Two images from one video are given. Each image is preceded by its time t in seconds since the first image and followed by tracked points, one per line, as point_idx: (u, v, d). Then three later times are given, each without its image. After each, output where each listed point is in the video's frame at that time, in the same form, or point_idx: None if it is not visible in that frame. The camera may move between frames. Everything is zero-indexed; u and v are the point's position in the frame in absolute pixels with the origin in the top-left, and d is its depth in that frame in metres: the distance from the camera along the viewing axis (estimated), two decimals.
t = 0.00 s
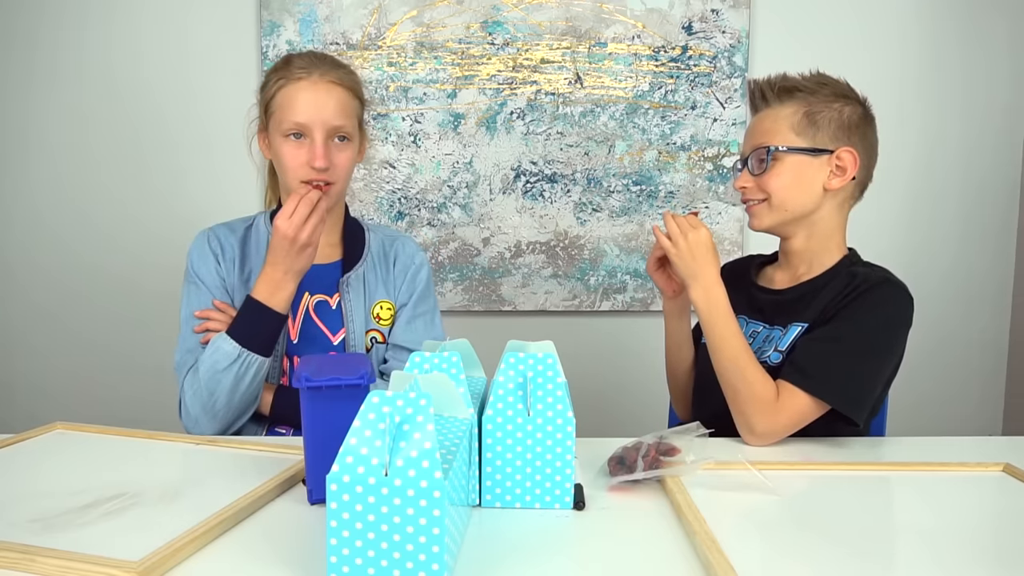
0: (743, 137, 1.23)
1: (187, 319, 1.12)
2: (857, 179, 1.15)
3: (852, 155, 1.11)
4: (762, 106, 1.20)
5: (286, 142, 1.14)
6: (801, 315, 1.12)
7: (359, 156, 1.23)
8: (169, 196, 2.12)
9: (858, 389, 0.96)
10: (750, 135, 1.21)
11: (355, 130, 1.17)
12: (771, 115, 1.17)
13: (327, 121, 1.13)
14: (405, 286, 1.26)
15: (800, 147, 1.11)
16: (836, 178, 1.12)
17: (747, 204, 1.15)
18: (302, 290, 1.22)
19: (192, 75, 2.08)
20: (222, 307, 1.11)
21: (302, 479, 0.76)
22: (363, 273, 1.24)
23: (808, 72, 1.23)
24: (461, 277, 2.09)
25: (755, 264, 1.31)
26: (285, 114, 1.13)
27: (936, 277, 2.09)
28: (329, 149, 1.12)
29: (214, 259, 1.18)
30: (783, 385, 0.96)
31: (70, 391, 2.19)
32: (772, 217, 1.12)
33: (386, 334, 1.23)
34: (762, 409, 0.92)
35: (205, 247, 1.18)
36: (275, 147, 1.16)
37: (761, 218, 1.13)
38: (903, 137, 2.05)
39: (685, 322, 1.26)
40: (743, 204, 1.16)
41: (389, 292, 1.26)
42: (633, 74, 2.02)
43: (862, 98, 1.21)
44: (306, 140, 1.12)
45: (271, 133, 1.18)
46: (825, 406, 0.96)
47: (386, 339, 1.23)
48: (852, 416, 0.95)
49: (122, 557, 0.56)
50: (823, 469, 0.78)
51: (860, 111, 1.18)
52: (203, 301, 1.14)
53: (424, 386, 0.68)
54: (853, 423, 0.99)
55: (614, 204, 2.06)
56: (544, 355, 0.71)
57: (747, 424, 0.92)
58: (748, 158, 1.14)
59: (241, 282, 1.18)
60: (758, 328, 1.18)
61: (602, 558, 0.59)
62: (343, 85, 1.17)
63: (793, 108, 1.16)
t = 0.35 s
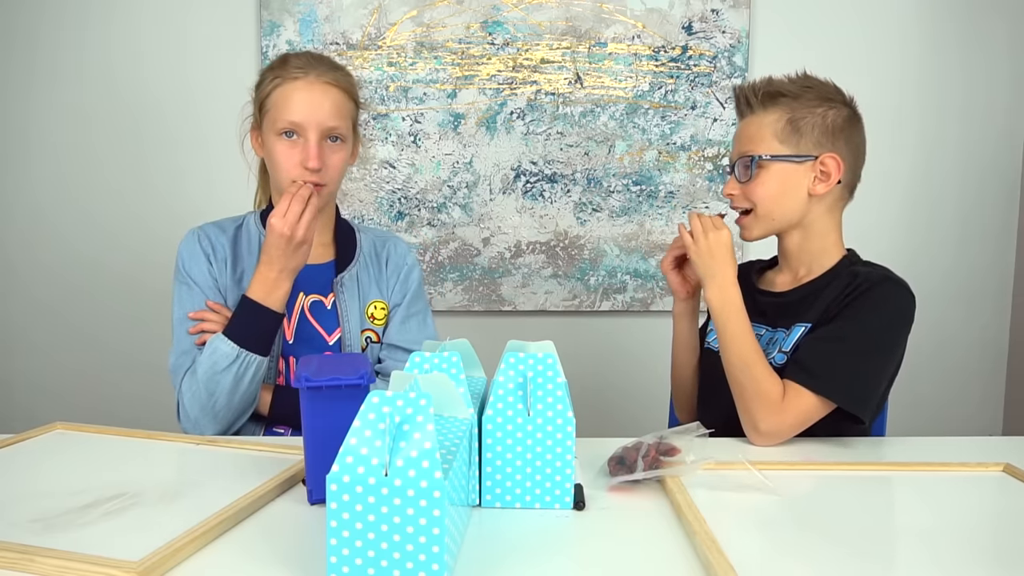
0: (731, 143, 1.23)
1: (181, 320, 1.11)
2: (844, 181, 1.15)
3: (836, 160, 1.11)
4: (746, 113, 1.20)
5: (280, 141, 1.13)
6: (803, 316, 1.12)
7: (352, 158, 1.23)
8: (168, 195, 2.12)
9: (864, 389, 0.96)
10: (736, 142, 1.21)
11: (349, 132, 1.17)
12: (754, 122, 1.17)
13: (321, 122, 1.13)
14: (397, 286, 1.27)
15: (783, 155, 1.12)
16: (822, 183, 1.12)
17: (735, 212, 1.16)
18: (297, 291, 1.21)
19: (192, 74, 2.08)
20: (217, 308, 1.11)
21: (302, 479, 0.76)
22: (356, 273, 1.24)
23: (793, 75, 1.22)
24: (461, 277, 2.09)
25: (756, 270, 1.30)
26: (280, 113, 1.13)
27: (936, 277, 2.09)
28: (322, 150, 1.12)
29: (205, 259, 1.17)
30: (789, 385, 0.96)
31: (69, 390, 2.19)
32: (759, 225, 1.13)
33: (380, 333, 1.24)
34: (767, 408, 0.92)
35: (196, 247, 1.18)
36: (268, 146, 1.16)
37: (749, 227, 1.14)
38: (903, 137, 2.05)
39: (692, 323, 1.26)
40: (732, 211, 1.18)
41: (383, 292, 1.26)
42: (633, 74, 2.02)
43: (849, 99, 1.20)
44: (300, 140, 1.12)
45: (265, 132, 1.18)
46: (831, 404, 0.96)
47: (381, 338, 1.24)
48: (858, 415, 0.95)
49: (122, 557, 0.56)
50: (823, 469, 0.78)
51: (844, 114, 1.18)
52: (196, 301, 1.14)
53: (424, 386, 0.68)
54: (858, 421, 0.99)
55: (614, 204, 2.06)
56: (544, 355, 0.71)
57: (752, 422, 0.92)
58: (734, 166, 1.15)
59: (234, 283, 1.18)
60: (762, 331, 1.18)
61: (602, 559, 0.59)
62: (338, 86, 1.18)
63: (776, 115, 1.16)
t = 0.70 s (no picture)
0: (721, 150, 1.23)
1: (180, 320, 1.11)
2: (834, 181, 1.14)
3: (823, 161, 1.10)
4: (733, 120, 1.20)
5: (277, 139, 1.13)
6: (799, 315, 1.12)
7: (350, 156, 1.23)
8: (168, 195, 2.12)
9: (858, 380, 0.95)
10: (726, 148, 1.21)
11: (345, 128, 1.17)
12: (741, 129, 1.17)
13: (318, 119, 1.13)
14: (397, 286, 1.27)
15: (770, 159, 1.12)
16: (811, 184, 1.11)
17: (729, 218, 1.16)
18: (295, 291, 1.21)
19: (191, 74, 2.08)
20: (216, 307, 1.11)
21: (302, 479, 0.76)
22: (355, 274, 1.24)
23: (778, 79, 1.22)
24: (461, 277, 2.09)
25: (754, 272, 1.31)
26: (275, 110, 1.13)
27: (936, 277, 2.09)
28: (320, 147, 1.12)
29: (204, 259, 1.17)
30: (787, 384, 0.95)
31: (70, 390, 2.19)
32: (755, 231, 1.13)
33: (379, 334, 1.24)
34: (765, 408, 0.92)
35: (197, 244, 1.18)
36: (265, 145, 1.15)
37: (746, 234, 1.14)
38: (902, 137, 2.05)
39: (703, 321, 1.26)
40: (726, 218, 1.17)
41: (382, 293, 1.26)
42: (633, 74, 2.02)
43: (835, 99, 1.20)
44: (297, 137, 1.12)
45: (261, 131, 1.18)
46: (829, 401, 0.96)
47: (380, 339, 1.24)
48: (853, 406, 0.94)
49: (122, 557, 0.56)
50: (823, 469, 0.78)
51: (830, 114, 1.18)
52: (195, 302, 1.14)
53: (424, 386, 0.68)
54: (852, 415, 0.98)
55: (614, 204, 2.06)
56: (544, 355, 0.71)
57: (750, 421, 0.92)
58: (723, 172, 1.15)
59: (233, 282, 1.18)
60: (761, 331, 1.18)
61: (601, 559, 0.58)
62: (333, 84, 1.18)
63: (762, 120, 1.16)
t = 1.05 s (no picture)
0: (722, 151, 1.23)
1: (184, 318, 1.11)
2: (836, 180, 1.14)
3: (824, 162, 1.10)
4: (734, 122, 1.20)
5: (275, 138, 1.13)
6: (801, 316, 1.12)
7: (350, 149, 1.23)
8: (168, 195, 2.12)
9: (857, 379, 0.95)
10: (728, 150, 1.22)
11: (342, 120, 1.17)
12: (742, 130, 1.17)
13: (316, 114, 1.13)
14: (400, 288, 1.27)
15: (772, 160, 1.12)
16: (813, 184, 1.11)
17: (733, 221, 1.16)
18: (298, 291, 1.21)
19: (191, 74, 2.08)
20: (219, 303, 1.12)
21: (302, 479, 0.76)
22: (357, 275, 1.24)
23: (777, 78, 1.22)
24: (461, 277, 2.09)
25: (757, 272, 1.31)
26: (272, 109, 1.13)
27: (936, 277, 2.09)
28: (320, 142, 1.13)
29: (208, 257, 1.17)
30: (787, 384, 0.95)
31: (70, 390, 2.19)
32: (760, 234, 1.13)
33: (381, 336, 1.24)
34: (764, 409, 0.91)
35: (200, 243, 1.18)
36: (263, 145, 1.16)
37: (751, 238, 1.14)
38: (902, 137, 2.05)
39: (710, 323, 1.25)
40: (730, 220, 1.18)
41: (385, 294, 1.26)
42: (633, 74, 2.02)
43: (836, 97, 1.20)
44: (296, 134, 1.12)
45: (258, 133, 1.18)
46: (828, 401, 0.95)
47: (382, 341, 1.24)
48: (852, 406, 0.94)
49: (122, 557, 0.56)
50: (823, 469, 0.78)
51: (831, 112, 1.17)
52: (200, 299, 1.13)
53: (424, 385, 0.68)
54: (852, 415, 0.98)
55: (614, 204, 2.06)
56: (544, 355, 0.71)
57: (749, 422, 0.92)
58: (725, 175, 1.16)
59: (236, 281, 1.18)
60: (763, 331, 1.18)
61: (601, 560, 0.58)
62: (326, 76, 1.17)
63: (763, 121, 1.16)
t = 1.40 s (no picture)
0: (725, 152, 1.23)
1: (184, 317, 1.11)
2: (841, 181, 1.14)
3: (829, 163, 1.10)
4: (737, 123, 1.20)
5: (276, 139, 1.13)
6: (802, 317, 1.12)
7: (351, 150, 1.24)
8: (168, 195, 2.12)
9: (858, 382, 0.95)
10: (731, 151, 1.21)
11: (343, 121, 1.18)
12: (745, 132, 1.17)
13: (317, 115, 1.13)
14: (399, 288, 1.27)
15: (777, 162, 1.12)
16: (818, 185, 1.11)
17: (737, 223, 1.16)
18: (299, 292, 1.21)
19: (191, 74, 2.08)
20: (220, 303, 1.12)
21: (302, 479, 0.76)
22: (358, 276, 1.24)
23: (780, 78, 1.22)
24: (461, 277, 2.09)
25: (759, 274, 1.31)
26: (273, 111, 1.13)
27: (936, 277, 2.09)
28: (322, 143, 1.13)
29: (209, 257, 1.17)
30: (787, 385, 0.95)
31: (69, 389, 2.19)
32: (765, 236, 1.13)
33: (382, 336, 1.24)
34: (763, 410, 0.91)
35: (201, 243, 1.18)
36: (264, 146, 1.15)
37: (756, 241, 1.14)
38: (902, 137, 2.05)
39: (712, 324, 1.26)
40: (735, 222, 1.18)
41: (385, 294, 1.26)
42: (633, 74, 2.02)
43: (840, 96, 1.20)
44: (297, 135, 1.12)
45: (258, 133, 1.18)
46: (829, 404, 0.95)
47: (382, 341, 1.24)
48: (852, 410, 0.94)
49: (122, 557, 0.56)
50: (824, 469, 0.78)
51: (834, 111, 1.17)
52: (201, 299, 1.13)
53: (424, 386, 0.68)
54: (852, 419, 0.98)
55: (614, 204, 2.06)
56: (544, 355, 0.71)
57: (747, 423, 0.92)
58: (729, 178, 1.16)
59: (237, 280, 1.19)
60: (765, 332, 1.18)
61: (600, 560, 0.58)
62: (327, 77, 1.17)
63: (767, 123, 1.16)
